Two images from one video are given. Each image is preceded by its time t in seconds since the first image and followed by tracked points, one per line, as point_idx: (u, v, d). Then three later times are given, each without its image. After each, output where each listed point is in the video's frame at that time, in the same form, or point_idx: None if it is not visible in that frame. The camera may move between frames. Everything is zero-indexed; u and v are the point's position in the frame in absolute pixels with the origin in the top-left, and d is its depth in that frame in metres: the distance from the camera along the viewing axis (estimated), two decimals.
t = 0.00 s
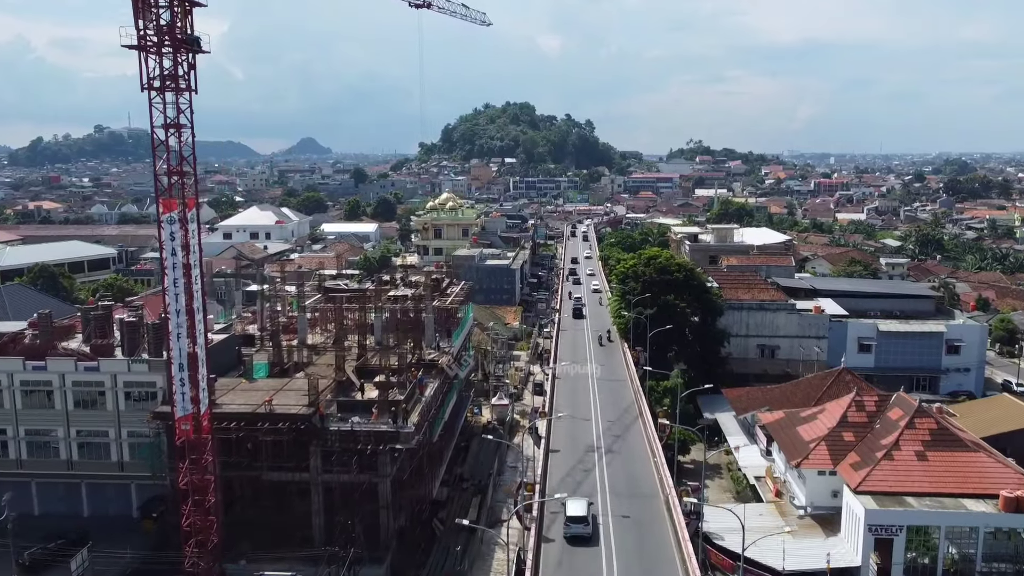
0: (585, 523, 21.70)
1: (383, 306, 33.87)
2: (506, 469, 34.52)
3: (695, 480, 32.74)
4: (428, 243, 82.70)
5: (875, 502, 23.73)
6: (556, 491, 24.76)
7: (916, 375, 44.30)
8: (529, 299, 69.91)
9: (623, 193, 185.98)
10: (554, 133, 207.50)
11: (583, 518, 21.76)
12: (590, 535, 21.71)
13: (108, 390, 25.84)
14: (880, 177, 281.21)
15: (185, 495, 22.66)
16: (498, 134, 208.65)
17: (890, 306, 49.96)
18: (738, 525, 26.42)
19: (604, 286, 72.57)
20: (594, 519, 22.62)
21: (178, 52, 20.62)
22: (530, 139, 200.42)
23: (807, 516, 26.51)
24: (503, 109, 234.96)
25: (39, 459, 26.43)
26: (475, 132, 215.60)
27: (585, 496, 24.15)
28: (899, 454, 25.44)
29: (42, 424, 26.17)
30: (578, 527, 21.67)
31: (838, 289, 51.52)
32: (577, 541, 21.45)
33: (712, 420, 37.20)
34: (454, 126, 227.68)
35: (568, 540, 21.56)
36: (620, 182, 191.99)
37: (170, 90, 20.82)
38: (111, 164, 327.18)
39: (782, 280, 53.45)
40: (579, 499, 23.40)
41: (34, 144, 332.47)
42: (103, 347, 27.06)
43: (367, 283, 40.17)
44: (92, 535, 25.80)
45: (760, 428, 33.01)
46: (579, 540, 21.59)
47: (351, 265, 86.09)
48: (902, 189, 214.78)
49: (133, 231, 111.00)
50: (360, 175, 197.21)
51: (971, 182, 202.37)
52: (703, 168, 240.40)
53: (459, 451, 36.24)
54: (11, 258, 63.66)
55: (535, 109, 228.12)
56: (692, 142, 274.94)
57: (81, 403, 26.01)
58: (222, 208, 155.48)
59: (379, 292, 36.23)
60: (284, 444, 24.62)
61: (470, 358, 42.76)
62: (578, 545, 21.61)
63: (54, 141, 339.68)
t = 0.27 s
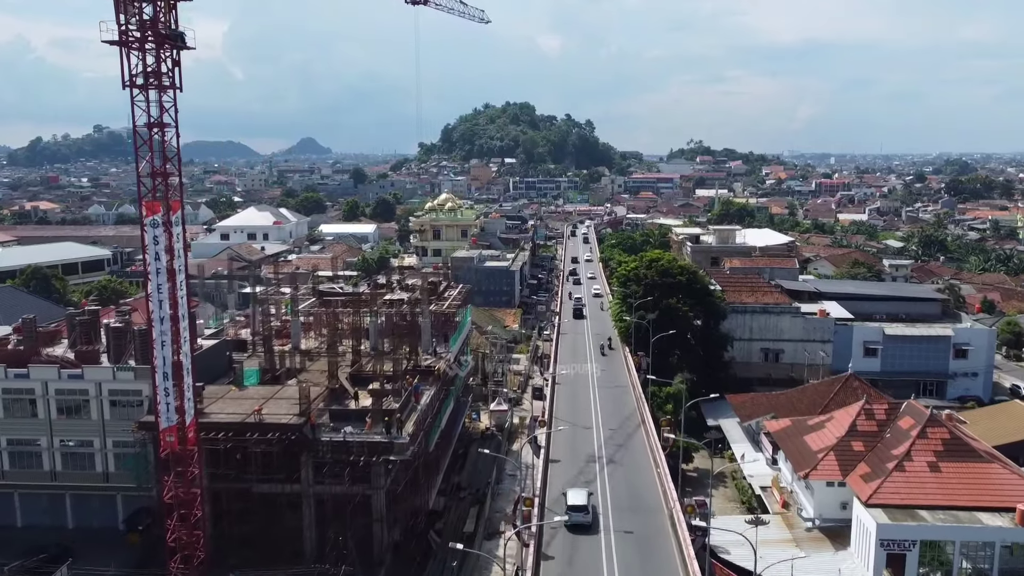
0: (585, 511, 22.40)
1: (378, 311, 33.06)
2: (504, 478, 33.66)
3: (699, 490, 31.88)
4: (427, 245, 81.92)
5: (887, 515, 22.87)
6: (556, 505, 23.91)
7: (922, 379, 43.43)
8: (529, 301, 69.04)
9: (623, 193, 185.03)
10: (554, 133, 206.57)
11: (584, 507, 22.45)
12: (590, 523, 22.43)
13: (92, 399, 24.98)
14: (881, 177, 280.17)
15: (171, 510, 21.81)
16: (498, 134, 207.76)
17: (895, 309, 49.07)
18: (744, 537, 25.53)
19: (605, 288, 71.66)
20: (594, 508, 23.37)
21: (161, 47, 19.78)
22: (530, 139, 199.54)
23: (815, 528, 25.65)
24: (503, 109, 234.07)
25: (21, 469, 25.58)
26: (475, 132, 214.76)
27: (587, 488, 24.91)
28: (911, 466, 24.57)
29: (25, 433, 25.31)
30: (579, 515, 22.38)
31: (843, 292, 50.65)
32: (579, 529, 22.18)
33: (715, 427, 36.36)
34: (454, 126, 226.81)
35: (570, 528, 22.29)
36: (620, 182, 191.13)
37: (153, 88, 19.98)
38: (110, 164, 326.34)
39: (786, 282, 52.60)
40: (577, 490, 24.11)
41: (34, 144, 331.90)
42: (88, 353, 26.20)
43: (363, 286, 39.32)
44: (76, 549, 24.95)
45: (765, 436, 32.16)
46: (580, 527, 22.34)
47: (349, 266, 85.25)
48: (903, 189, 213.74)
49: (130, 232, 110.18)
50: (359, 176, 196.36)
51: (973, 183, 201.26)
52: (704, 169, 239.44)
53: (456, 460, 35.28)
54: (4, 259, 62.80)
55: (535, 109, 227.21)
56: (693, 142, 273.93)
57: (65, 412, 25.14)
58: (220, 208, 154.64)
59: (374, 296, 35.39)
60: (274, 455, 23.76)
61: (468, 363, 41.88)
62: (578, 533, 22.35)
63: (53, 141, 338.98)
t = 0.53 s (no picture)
0: (585, 501, 23.15)
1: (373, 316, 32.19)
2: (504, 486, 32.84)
3: (703, 500, 31.04)
4: (425, 246, 81.17)
5: (898, 529, 22.02)
6: (555, 519, 23.11)
7: (929, 384, 42.56)
8: (528, 303, 68.20)
9: (624, 193, 184.25)
10: (554, 133, 205.67)
11: (583, 497, 23.19)
12: (589, 512, 23.13)
13: (75, 409, 24.13)
14: (881, 178, 279.32)
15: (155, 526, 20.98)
16: (498, 134, 206.89)
17: (901, 313, 48.24)
18: (751, 551, 24.65)
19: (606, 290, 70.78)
20: (593, 499, 24.05)
21: (141, 42, 18.94)
22: (530, 139, 198.69)
23: (824, 541, 24.81)
24: (503, 109, 233.26)
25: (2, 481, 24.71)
26: (474, 132, 213.96)
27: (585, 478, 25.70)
28: (923, 477, 23.67)
29: (6, 444, 24.45)
30: (578, 505, 23.05)
31: (848, 294, 49.80)
32: (577, 517, 22.85)
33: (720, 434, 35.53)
34: (454, 126, 225.96)
35: (568, 516, 22.99)
36: (620, 182, 190.42)
37: (135, 86, 19.12)
38: (109, 164, 325.39)
39: (789, 285, 51.78)
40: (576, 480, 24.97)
41: (33, 144, 331.21)
42: (72, 361, 25.34)
43: (358, 290, 38.47)
44: (59, 563, 24.11)
45: (771, 444, 31.31)
46: (578, 516, 22.99)
47: (347, 267, 84.40)
48: (904, 190, 212.84)
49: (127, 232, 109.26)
50: (358, 176, 195.44)
51: (975, 183, 200.26)
52: (705, 169, 238.56)
53: (453, 469, 34.38)
54: None
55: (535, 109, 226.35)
56: (692, 142, 272.89)
57: (47, 422, 24.28)
58: (219, 209, 153.74)
59: (369, 300, 34.50)
60: (262, 467, 22.95)
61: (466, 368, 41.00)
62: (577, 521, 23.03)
63: (52, 141, 338.27)
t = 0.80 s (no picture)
0: (585, 492, 23.94)
1: (367, 321, 31.21)
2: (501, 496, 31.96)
3: (707, 511, 30.11)
4: (424, 247, 80.30)
5: (912, 546, 21.06)
6: (554, 535, 22.19)
7: (937, 389, 41.64)
8: (528, 305, 67.29)
9: (624, 193, 183.26)
10: (554, 133, 204.68)
11: (583, 488, 24.00)
12: (589, 503, 23.92)
13: (55, 419, 23.21)
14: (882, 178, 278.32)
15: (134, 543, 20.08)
16: (498, 134, 205.94)
17: (907, 316, 47.32)
18: (757, 567, 23.71)
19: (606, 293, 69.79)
20: (593, 490, 24.84)
21: (118, 37, 18.05)
22: (530, 139, 197.66)
23: (834, 556, 23.89)
24: (503, 109, 232.29)
25: None
26: (474, 132, 213.01)
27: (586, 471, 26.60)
28: (938, 491, 22.71)
29: None
30: (579, 496, 23.88)
31: (853, 297, 48.86)
32: (578, 508, 23.68)
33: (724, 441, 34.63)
34: (453, 126, 224.96)
35: (569, 506, 23.81)
36: (620, 183, 189.54)
37: (112, 83, 18.23)
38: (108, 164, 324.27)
39: (793, 288, 50.88)
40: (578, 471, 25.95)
41: (32, 144, 330.26)
42: (54, 370, 24.42)
43: (353, 294, 37.55)
44: None
45: (778, 454, 30.37)
46: (579, 506, 23.82)
47: (344, 269, 83.47)
48: (906, 190, 211.83)
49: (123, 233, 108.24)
50: (357, 176, 194.41)
51: (976, 184, 199.30)
52: (705, 169, 237.60)
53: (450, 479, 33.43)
54: None
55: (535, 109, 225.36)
56: (693, 141, 271.92)
57: (26, 433, 23.35)
58: (217, 209, 152.75)
59: (363, 305, 33.55)
60: (249, 481, 22.03)
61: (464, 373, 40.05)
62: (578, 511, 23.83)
63: (51, 141, 337.29)
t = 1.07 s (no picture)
0: (585, 483, 24.62)
1: (362, 327, 30.41)
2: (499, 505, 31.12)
3: (712, 523, 29.22)
4: (422, 248, 79.44)
5: (927, 564, 20.19)
6: (554, 552, 21.36)
7: (945, 394, 40.75)
8: (528, 307, 66.42)
9: (625, 194, 182.32)
10: (554, 133, 203.71)
11: (584, 480, 24.65)
12: (590, 494, 24.60)
13: (36, 430, 22.35)
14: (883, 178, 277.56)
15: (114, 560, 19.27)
16: (498, 134, 204.98)
17: (914, 320, 46.47)
18: None
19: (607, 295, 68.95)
20: (593, 483, 25.50)
21: (96, 33, 17.23)
22: (530, 139, 196.66)
23: (844, 572, 23.04)
24: (503, 109, 231.30)
25: None
26: (474, 132, 212.04)
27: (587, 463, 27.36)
28: (952, 505, 21.84)
29: None
30: (579, 488, 24.54)
31: (859, 300, 48.00)
32: (578, 500, 24.34)
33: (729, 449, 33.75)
34: (453, 126, 223.96)
35: (570, 498, 24.47)
36: (620, 183, 188.69)
37: (90, 81, 17.41)
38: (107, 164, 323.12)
39: (797, 291, 50.02)
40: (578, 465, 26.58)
41: (31, 144, 329.26)
42: (35, 378, 23.54)
43: (348, 298, 36.68)
44: None
45: (784, 463, 29.52)
46: (580, 498, 24.51)
47: (342, 270, 82.57)
48: (907, 190, 210.89)
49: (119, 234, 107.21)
50: (356, 176, 193.43)
51: (978, 184, 198.37)
52: (706, 169, 236.64)
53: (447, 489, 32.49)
54: None
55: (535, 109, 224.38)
56: (693, 141, 270.95)
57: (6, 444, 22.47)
58: (214, 210, 151.73)
59: (358, 310, 32.69)
60: (236, 495, 21.18)
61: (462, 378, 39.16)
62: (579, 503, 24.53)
63: (50, 141, 336.24)
